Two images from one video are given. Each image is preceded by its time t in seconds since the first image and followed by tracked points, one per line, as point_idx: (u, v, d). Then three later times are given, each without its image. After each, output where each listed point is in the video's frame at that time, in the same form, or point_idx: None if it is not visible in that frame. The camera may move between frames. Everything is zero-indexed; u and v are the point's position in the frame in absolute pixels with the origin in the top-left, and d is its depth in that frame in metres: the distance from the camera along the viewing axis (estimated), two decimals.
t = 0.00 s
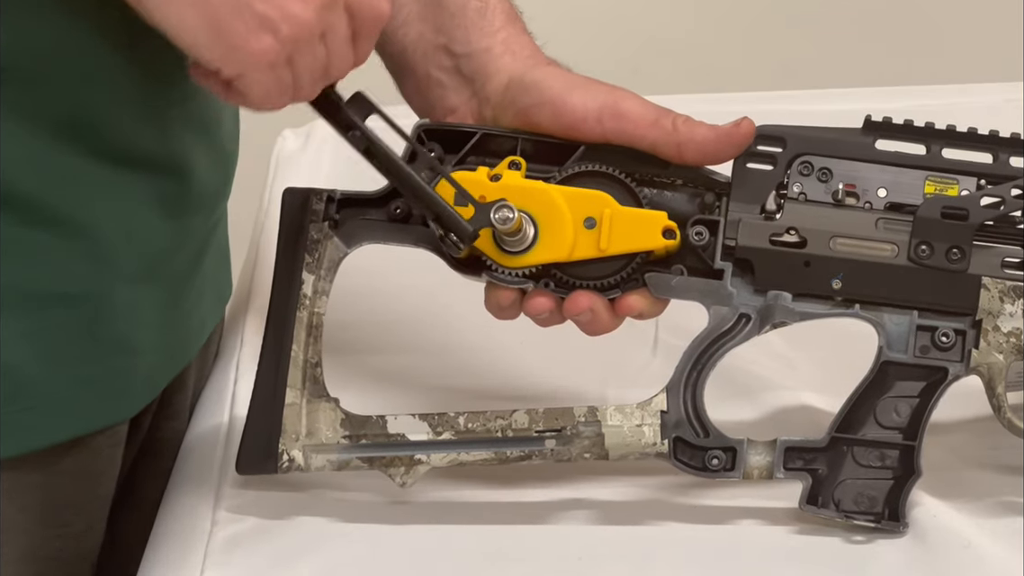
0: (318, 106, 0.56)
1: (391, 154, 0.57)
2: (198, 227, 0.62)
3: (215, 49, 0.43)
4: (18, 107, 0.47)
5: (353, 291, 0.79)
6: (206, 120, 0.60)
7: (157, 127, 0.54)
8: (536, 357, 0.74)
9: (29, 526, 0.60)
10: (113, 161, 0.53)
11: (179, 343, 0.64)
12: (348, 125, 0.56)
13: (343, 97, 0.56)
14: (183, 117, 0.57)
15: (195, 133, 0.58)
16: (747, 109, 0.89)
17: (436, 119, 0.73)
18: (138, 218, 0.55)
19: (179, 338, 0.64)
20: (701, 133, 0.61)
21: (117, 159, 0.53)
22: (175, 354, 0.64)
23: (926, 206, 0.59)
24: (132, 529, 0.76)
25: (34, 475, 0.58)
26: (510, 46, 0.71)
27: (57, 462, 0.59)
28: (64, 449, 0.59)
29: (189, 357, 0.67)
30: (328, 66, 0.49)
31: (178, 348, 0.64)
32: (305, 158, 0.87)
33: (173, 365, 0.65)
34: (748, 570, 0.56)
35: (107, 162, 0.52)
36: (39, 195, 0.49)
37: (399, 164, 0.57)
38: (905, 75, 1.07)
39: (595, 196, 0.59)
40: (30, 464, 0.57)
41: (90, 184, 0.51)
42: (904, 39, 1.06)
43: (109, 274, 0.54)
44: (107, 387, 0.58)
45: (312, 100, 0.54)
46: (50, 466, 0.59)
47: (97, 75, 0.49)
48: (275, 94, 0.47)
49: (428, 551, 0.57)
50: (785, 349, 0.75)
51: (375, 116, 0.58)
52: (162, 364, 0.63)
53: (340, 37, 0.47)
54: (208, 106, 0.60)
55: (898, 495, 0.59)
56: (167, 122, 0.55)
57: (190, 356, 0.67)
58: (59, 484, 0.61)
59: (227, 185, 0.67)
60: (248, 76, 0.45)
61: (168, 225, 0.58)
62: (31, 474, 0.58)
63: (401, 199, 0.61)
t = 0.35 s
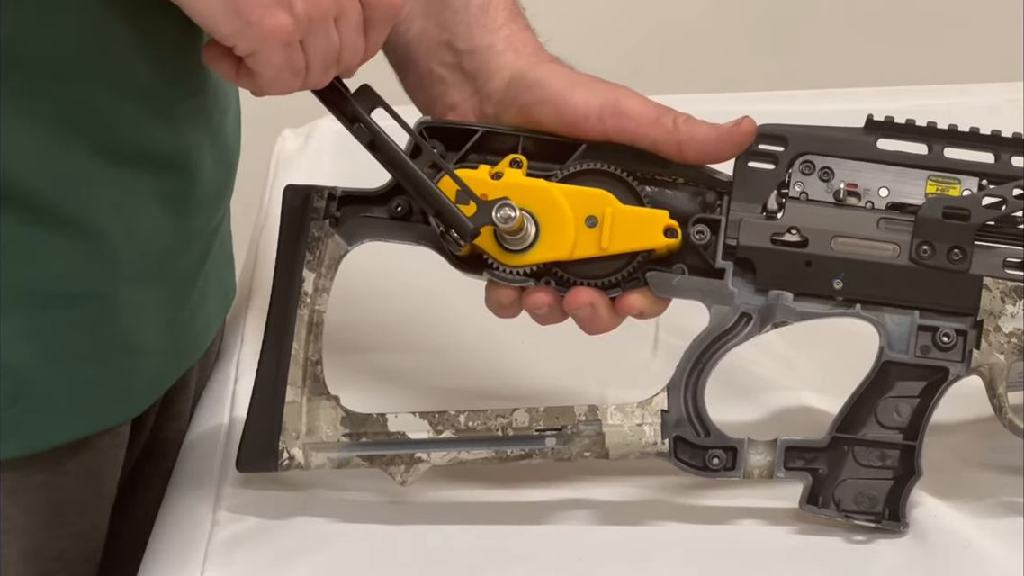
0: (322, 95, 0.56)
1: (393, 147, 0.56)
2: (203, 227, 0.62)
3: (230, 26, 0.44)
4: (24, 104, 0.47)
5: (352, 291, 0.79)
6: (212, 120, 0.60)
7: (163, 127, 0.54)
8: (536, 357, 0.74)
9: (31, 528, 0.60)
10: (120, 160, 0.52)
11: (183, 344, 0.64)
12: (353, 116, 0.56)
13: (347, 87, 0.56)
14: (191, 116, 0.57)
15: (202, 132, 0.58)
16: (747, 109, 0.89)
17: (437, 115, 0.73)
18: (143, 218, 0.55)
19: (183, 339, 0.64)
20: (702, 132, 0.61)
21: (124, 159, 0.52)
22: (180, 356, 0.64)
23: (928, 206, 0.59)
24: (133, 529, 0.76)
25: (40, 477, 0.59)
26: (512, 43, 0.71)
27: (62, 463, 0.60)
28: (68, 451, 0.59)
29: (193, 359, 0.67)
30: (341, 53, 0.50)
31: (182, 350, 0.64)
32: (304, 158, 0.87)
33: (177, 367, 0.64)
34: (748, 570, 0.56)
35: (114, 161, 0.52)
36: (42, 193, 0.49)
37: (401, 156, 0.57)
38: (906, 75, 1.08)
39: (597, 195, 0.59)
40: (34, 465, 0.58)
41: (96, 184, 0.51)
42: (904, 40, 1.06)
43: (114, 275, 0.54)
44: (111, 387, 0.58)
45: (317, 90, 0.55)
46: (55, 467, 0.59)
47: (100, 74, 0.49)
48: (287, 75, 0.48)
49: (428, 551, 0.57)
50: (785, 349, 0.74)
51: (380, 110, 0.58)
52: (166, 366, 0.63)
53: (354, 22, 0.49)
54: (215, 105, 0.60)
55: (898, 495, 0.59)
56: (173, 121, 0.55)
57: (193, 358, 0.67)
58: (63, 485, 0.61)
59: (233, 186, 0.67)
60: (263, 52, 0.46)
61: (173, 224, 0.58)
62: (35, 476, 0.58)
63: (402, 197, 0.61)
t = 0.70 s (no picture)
0: (329, 82, 0.56)
1: (399, 138, 0.56)
2: (219, 221, 0.61)
3: (230, 10, 0.44)
4: (33, 99, 0.47)
5: (353, 290, 0.79)
6: (224, 112, 0.59)
7: (177, 118, 0.54)
8: (535, 356, 0.74)
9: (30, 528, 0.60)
10: (137, 154, 0.52)
11: (207, 342, 0.64)
12: (361, 106, 0.56)
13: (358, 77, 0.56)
14: (205, 108, 0.56)
15: (215, 124, 0.58)
16: (748, 109, 0.89)
17: (440, 108, 0.74)
18: (159, 212, 0.54)
19: (207, 338, 0.64)
20: (704, 132, 0.61)
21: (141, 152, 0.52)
22: (204, 353, 0.64)
23: (930, 206, 0.59)
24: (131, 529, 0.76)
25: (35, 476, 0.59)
26: (516, 37, 0.71)
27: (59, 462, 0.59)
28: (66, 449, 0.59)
29: (219, 355, 0.66)
30: (348, 39, 0.50)
31: (206, 347, 0.64)
32: (304, 158, 0.87)
33: (202, 364, 0.64)
34: (748, 570, 0.56)
35: (130, 155, 0.52)
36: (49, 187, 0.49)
37: (406, 148, 0.56)
38: (906, 75, 1.08)
39: (599, 193, 0.59)
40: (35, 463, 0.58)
41: (110, 177, 0.51)
42: (905, 40, 1.06)
43: (128, 270, 0.54)
44: (129, 387, 0.58)
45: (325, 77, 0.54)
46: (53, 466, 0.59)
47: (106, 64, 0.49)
48: (290, 61, 0.48)
49: (427, 551, 0.56)
50: (785, 349, 0.74)
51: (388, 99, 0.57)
52: (189, 363, 0.62)
53: (361, 7, 0.48)
54: (226, 97, 0.60)
55: (897, 495, 0.59)
56: (188, 112, 0.54)
57: (219, 357, 0.66)
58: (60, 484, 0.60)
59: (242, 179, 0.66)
60: (264, 36, 0.46)
61: (187, 220, 0.57)
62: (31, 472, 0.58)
63: (404, 192, 0.61)
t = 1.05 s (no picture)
0: (329, 81, 0.55)
1: (399, 138, 0.56)
2: (198, 225, 0.62)
3: (215, 17, 0.44)
4: (17, 104, 0.47)
5: (353, 290, 0.79)
6: (207, 116, 0.60)
7: (156, 121, 0.54)
8: (535, 357, 0.74)
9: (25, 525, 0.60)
10: (116, 158, 0.52)
11: (180, 345, 0.64)
12: (360, 107, 0.56)
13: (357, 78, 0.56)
14: (184, 112, 0.56)
15: (199, 128, 0.59)
16: (747, 109, 0.89)
17: (440, 108, 0.74)
18: (137, 216, 0.55)
19: (182, 339, 0.64)
20: (704, 132, 0.61)
21: (120, 156, 0.52)
22: (176, 357, 0.64)
23: (930, 206, 0.59)
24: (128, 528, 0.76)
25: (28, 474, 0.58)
26: (516, 37, 0.71)
27: (51, 460, 0.59)
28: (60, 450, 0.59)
29: (191, 360, 0.67)
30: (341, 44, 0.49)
31: (179, 350, 0.64)
32: (304, 158, 0.87)
33: (174, 368, 0.64)
34: (748, 570, 0.56)
35: (109, 159, 0.52)
36: (35, 194, 0.49)
37: (406, 149, 0.56)
38: (906, 75, 1.08)
39: (599, 194, 0.59)
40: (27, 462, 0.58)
41: (91, 182, 0.51)
42: (905, 41, 1.06)
43: (107, 274, 0.54)
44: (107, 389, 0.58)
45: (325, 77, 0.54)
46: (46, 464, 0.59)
47: (99, 69, 0.49)
48: (279, 67, 0.48)
49: (428, 551, 0.57)
50: (786, 349, 0.74)
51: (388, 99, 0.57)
52: (161, 366, 0.62)
53: (351, 13, 0.48)
54: (209, 102, 0.60)
55: (897, 495, 0.59)
56: (167, 116, 0.55)
57: (191, 360, 0.67)
58: (56, 481, 0.60)
59: (227, 183, 0.66)
60: (250, 43, 0.46)
61: (168, 223, 0.58)
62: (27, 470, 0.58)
63: (404, 193, 0.61)
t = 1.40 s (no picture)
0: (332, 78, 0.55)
1: (402, 136, 0.56)
2: (200, 225, 0.62)
3: (221, 10, 0.44)
4: (18, 103, 0.47)
5: (353, 290, 0.79)
6: (210, 114, 0.60)
7: (158, 119, 0.54)
8: (535, 357, 0.74)
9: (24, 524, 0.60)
10: (117, 157, 0.52)
11: (182, 346, 0.64)
12: (363, 103, 0.55)
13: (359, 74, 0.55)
14: (186, 111, 0.56)
15: (202, 128, 0.59)
16: (747, 109, 0.89)
17: (440, 108, 0.74)
18: (138, 215, 0.55)
19: (184, 339, 0.64)
20: (705, 132, 0.61)
21: (120, 156, 0.52)
22: (178, 358, 0.64)
23: (931, 206, 0.59)
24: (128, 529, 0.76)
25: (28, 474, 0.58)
26: (516, 37, 0.72)
27: (52, 459, 0.59)
28: (60, 450, 0.59)
29: (193, 361, 0.67)
30: (347, 37, 0.49)
31: (180, 350, 0.64)
32: (304, 158, 0.87)
33: (176, 368, 0.64)
34: (748, 570, 0.56)
35: (110, 159, 0.52)
36: (37, 193, 0.49)
37: (408, 146, 0.56)
38: (906, 75, 1.08)
39: (600, 193, 0.59)
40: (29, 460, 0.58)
41: (92, 182, 0.51)
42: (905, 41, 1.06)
43: (108, 275, 0.54)
44: (105, 391, 0.58)
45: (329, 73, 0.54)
46: (47, 464, 0.59)
47: (100, 68, 0.49)
48: (285, 61, 0.48)
49: (427, 551, 0.56)
50: (786, 349, 0.74)
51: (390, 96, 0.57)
52: (163, 366, 0.62)
53: (358, 7, 0.48)
54: (212, 101, 0.60)
55: (898, 496, 0.59)
56: (168, 115, 0.55)
57: (193, 361, 0.67)
58: (55, 481, 0.60)
59: (230, 183, 0.66)
60: (256, 36, 0.46)
61: (170, 223, 0.58)
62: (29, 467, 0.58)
63: (404, 193, 0.61)
